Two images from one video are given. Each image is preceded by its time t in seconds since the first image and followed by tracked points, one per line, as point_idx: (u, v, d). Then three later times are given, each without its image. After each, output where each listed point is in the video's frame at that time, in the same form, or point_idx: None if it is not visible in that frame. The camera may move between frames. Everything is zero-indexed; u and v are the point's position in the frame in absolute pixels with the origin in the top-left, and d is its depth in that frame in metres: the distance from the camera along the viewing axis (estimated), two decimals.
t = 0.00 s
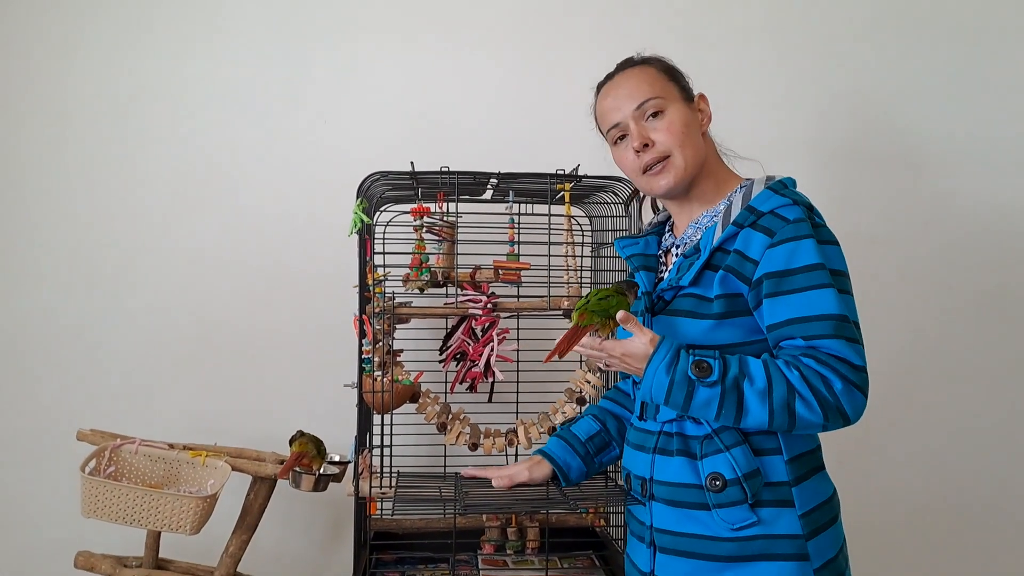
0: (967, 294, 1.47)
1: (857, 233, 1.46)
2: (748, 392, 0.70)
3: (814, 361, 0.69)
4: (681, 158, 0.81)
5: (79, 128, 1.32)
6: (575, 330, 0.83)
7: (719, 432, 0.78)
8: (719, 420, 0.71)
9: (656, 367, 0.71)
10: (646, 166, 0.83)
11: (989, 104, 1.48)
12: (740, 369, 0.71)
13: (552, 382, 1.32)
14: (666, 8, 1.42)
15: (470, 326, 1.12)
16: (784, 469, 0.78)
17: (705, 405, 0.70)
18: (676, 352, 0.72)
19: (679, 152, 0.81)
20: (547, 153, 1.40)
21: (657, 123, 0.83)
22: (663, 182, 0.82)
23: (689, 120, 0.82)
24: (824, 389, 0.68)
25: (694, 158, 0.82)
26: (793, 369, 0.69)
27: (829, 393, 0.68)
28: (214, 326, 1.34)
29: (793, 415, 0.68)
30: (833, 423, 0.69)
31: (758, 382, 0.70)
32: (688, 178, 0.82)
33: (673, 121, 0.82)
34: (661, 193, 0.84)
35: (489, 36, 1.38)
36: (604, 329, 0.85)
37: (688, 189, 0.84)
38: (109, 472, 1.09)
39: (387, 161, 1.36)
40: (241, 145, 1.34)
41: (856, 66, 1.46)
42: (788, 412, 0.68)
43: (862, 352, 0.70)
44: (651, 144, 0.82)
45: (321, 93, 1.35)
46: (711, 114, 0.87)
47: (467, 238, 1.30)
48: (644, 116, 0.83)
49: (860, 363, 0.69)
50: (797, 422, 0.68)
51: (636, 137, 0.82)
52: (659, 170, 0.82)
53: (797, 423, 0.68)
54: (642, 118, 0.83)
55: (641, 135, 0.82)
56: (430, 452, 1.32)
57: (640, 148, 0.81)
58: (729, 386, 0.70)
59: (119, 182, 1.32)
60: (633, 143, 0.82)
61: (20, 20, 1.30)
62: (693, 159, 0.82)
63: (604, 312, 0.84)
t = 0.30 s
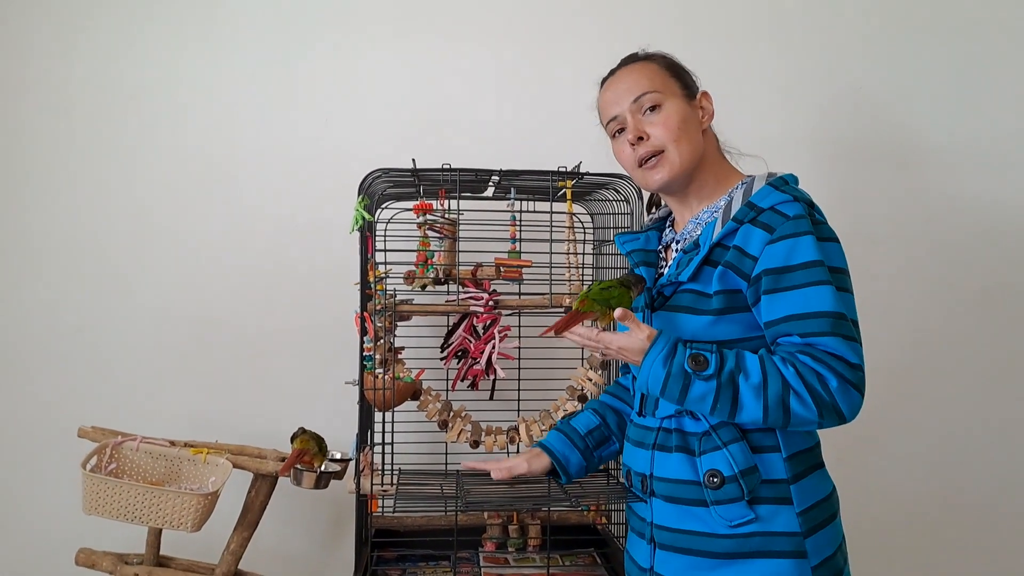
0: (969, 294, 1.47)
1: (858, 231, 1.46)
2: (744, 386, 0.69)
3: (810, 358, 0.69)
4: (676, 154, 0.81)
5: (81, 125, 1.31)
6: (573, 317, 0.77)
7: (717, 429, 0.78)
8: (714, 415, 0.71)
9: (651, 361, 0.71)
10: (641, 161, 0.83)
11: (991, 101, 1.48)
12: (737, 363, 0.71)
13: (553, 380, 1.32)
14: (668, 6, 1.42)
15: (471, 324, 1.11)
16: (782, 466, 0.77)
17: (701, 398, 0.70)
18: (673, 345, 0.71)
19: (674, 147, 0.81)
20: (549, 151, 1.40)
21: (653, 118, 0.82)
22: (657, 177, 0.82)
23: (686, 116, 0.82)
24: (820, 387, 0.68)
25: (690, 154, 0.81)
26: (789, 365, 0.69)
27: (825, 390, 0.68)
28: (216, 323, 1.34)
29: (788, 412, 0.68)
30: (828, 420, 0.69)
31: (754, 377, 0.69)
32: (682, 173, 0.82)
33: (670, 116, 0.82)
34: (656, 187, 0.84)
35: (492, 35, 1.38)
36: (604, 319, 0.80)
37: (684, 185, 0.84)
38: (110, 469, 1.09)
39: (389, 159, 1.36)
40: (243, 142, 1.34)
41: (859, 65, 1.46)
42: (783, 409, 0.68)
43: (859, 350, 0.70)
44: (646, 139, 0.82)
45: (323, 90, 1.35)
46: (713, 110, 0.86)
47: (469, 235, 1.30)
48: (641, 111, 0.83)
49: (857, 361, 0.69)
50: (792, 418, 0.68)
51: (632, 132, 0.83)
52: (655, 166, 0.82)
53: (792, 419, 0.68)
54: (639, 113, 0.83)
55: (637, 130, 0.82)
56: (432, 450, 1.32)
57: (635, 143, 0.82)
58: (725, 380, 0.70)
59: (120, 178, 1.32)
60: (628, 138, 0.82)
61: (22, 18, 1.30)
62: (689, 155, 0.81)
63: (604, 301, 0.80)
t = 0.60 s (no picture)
0: (971, 293, 1.47)
1: (860, 229, 1.45)
2: (746, 385, 0.69)
3: (813, 359, 0.68)
4: (675, 152, 0.81)
5: (81, 123, 1.31)
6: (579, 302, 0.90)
7: (719, 428, 0.78)
8: (715, 412, 0.71)
9: (656, 356, 0.70)
10: (641, 161, 0.83)
11: (993, 100, 1.47)
12: (740, 361, 0.70)
13: (554, 378, 1.32)
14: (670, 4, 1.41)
15: (472, 322, 1.11)
16: (785, 467, 0.77)
17: (703, 396, 0.69)
18: (676, 343, 0.71)
19: (673, 146, 0.81)
20: (550, 149, 1.39)
21: (652, 117, 0.82)
22: (658, 176, 0.82)
23: (684, 113, 0.82)
24: (822, 388, 0.67)
25: (690, 152, 0.81)
26: (792, 366, 0.69)
27: (827, 391, 0.68)
28: (215, 321, 1.34)
29: (790, 412, 0.68)
30: (830, 421, 0.68)
31: (756, 375, 0.69)
32: (683, 171, 0.82)
33: (668, 114, 0.82)
34: (658, 186, 0.84)
35: (494, 34, 1.38)
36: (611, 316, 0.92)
37: (687, 183, 0.84)
38: (110, 466, 1.09)
39: (390, 157, 1.36)
40: (244, 140, 1.34)
41: (862, 63, 1.45)
42: (785, 409, 0.68)
43: (862, 351, 0.70)
44: (644, 138, 0.82)
45: (324, 88, 1.35)
46: (713, 105, 0.86)
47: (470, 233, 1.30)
48: (639, 110, 0.83)
49: (860, 363, 0.69)
50: (795, 418, 0.68)
51: (631, 132, 0.83)
52: (655, 165, 0.82)
53: (794, 419, 0.68)
54: (637, 113, 0.83)
55: (635, 130, 0.82)
56: (432, 448, 1.32)
57: (634, 144, 0.82)
58: (728, 376, 0.69)
59: (120, 176, 1.32)
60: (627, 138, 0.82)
61: (22, 16, 1.30)
62: (689, 152, 0.81)
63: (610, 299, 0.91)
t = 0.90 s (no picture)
0: (972, 292, 1.47)
1: (860, 229, 1.45)
2: (754, 385, 0.69)
3: (822, 353, 0.68)
4: (683, 159, 0.81)
5: (81, 122, 1.31)
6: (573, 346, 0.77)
7: (721, 424, 0.77)
8: (726, 414, 0.71)
9: (662, 365, 0.71)
10: (649, 169, 0.83)
11: (994, 99, 1.47)
12: (747, 362, 0.71)
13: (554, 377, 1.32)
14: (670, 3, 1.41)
15: (472, 321, 1.11)
16: (786, 464, 0.77)
17: (712, 401, 0.70)
18: (681, 349, 0.71)
19: (680, 153, 0.81)
20: (550, 148, 1.39)
21: (656, 125, 0.82)
22: (668, 184, 0.82)
23: (688, 119, 0.81)
24: (831, 382, 0.67)
25: (697, 157, 0.81)
26: (800, 362, 0.68)
27: (837, 385, 0.67)
28: (216, 320, 1.34)
29: (800, 409, 0.68)
30: (841, 415, 0.68)
31: (763, 376, 0.69)
32: (692, 178, 0.82)
33: (672, 121, 0.81)
34: (668, 193, 0.84)
35: (493, 33, 1.37)
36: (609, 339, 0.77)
37: (695, 188, 0.84)
38: (110, 465, 1.09)
39: (390, 156, 1.36)
40: (244, 140, 1.34)
41: (862, 62, 1.45)
42: (794, 406, 0.68)
43: (873, 344, 0.69)
44: (650, 147, 0.81)
45: (324, 88, 1.35)
46: (716, 107, 0.85)
47: (470, 232, 1.30)
48: (643, 118, 0.83)
49: (871, 355, 0.68)
50: (805, 415, 0.68)
51: (637, 141, 0.82)
52: (663, 173, 0.82)
53: (804, 416, 0.68)
54: (642, 121, 0.83)
55: (641, 139, 0.82)
56: (432, 447, 1.32)
57: (641, 153, 0.81)
58: (735, 381, 0.69)
59: (120, 174, 1.32)
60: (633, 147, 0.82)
61: (23, 15, 1.30)
62: (696, 158, 0.81)
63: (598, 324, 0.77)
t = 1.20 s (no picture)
0: (973, 293, 1.47)
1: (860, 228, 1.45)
2: (763, 390, 0.69)
3: (831, 359, 0.68)
4: (695, 172, 0.81)
5: (80, 120, 1.31)
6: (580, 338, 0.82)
7: (725, 423, 0.78)
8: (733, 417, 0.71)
9: (671, 366, 0.70)
10: (662, 185, 0.83)
11: (993, 98, 1.47)
12: (757, 366, 0.71)
13: (553, 376, 1.32)
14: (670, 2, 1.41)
15: (472, 321, 1.11)
16: (788, 464, 0.77)
17: (720, 404, 0.70)
18: (690, 350, 0.71)
19: (692, 166, 0.81)
20: (550, 147, 1.39)
21: (665, 140, 0.82)
22: (683, 197, 0.82)
23: (696, 130, 0.81)
24: (839, 389, 0.67)
25: (708, 168, 0.81)
26: (809, 369, 0.68)
27: (845, 393, 0.67)
28: (216, 319, 1.34)
29: (807, 415, 0.68)
30: (848, 422, 0.68)
31: (773, 381, 0.69)
32: (706, 188, 0.82)
33: (680, 135, 0.81)
34: (683, 205, 0.84)
35: (493, 32, 1.37)
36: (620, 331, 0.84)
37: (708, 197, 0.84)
38: (110, 464, 1.09)
39: (390, 155, 1.36)
40: (243, 139, 1.34)
41: (863, 61, 1.45)
42: (802, 412, 0.68)
43: (882, 352, 0.69)
44: (662, 163, 0.81)
45: (324, 87, 1.35)
46: (720, 111, 0.85)
47: (470, 231, 1.30)
48: (650, 134, 0.82)
49: (879, 363, 0.69)
50: (812, 421, 0.69)
51: (647, 158, 0.82)
52: (677, 187, 0.82)
53: (811, 422, 0.69)
54: (650, 138, 0.82)
55: (651, 157, 0.82)
56: (432, 446, 1.32)
57: (653, 171, 0.81)
58: (743, 385, 0.70)
59: (120, 173, 1.32)
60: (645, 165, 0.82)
61: (21, 13, 1.30)
62: (707, 169, 0.81)
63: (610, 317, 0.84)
